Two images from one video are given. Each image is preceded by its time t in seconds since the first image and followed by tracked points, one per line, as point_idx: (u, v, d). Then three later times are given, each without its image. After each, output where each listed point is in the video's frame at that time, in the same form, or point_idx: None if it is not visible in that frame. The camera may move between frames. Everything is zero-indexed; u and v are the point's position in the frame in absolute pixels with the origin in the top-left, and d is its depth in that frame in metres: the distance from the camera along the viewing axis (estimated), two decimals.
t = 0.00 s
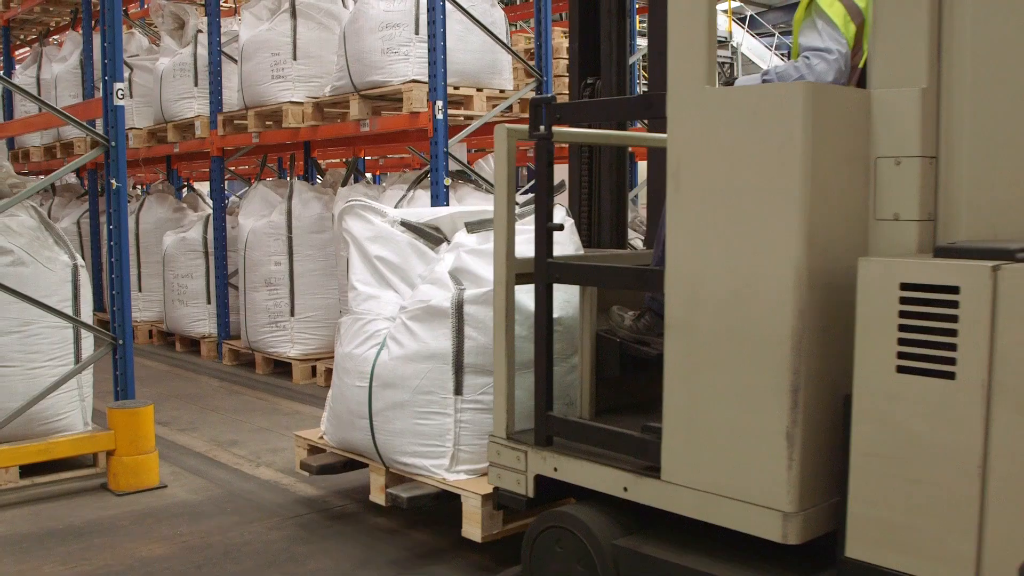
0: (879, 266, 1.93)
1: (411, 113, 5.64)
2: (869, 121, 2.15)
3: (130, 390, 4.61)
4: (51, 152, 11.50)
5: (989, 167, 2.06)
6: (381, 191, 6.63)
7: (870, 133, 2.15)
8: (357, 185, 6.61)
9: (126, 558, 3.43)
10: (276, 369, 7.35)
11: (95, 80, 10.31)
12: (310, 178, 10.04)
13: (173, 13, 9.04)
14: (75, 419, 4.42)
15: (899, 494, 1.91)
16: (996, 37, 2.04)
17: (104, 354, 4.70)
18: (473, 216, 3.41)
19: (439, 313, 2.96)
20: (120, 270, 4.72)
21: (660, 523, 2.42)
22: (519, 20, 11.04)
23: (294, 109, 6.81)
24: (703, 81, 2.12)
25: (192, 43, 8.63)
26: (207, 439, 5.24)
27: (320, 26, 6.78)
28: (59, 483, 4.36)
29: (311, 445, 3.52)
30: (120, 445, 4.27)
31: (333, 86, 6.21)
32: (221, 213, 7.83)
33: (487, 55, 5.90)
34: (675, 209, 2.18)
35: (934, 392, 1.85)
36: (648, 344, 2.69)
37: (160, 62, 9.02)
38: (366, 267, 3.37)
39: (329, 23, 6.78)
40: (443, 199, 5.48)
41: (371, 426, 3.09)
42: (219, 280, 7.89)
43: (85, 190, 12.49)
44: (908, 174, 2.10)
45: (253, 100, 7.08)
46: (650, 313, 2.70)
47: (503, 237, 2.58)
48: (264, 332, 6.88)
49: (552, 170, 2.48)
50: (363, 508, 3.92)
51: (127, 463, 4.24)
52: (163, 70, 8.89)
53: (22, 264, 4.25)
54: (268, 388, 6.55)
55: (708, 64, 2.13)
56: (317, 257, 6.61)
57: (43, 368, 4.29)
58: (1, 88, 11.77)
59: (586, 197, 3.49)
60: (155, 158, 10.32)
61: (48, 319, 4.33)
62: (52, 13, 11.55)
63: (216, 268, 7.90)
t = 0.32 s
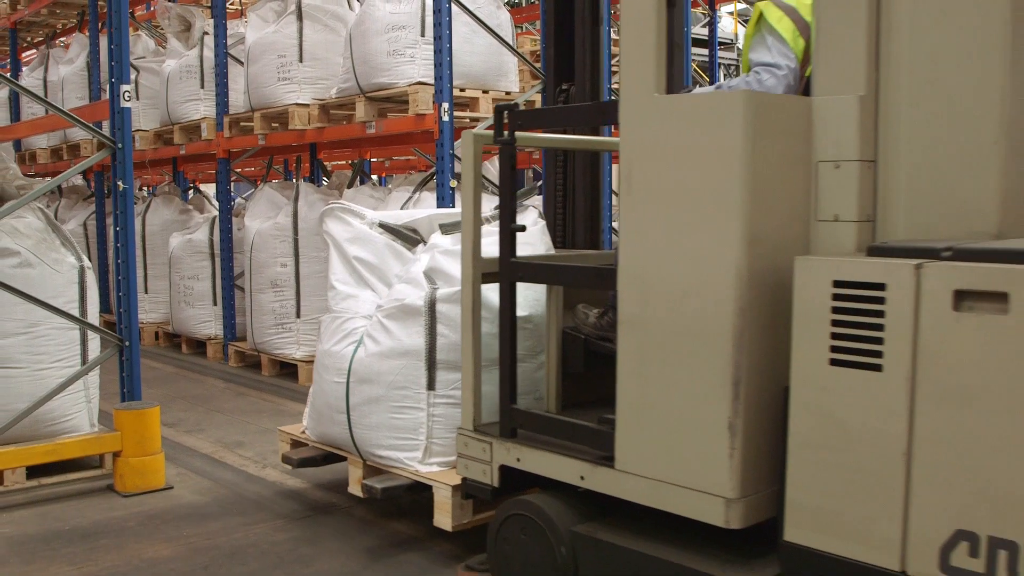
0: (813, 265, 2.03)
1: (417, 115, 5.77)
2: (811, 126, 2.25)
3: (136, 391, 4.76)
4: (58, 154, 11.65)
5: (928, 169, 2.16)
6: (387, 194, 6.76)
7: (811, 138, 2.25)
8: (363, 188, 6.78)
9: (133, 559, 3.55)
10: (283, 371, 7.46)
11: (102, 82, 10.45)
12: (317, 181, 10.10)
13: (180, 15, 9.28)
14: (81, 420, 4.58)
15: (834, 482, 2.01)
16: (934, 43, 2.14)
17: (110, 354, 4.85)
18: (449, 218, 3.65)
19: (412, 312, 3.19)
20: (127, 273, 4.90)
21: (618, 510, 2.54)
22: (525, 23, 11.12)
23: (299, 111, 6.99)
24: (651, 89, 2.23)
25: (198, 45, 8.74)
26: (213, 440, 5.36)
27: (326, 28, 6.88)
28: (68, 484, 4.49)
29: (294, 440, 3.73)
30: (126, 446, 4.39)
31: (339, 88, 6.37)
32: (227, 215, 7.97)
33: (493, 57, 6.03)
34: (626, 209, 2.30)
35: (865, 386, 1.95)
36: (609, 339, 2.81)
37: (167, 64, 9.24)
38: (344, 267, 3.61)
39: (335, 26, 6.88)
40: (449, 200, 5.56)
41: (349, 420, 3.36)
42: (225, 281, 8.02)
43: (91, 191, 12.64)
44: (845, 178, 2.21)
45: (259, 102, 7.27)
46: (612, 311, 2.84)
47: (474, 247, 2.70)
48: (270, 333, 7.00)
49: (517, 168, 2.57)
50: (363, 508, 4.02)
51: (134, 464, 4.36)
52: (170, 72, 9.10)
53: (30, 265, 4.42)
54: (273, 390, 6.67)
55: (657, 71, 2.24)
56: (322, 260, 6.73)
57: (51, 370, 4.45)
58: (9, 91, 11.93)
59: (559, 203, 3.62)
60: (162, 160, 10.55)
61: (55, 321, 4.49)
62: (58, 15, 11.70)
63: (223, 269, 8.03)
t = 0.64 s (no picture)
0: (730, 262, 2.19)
1: (424, 116, 5.96)
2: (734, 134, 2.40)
3: (141, 391, 4.97)
4: (64, 155, 11.84)
5: (848, 173, 2.33)
6: (394, 195, 6.94)
7: (735, 143, 2.39)
8: (370, 188, 6.96)
9: (138, 560, 3.71)
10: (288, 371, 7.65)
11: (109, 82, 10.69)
12: (323, 182, 10.27)
13: (186, 17, 9.64)
14: (87, 420, 4.82)
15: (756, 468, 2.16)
16: (853, 54, 2.30)
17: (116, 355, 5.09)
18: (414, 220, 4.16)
19: (378, 309, 3.55)
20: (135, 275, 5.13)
21: (563, 496, 2.75)
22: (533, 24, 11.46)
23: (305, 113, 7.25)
24: (585, 97, 2.40)
25: (205, 46, 9.13)
26: (219, 440, 5.53)
27: (332, 29, 7.08)
28: (72, 484, 4.70)
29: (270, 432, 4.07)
30: (133, 447, 4.59)
31: (346, 90, 6.61)
32: (233, 216, 8.11)
33: (498, 60, 6.10)
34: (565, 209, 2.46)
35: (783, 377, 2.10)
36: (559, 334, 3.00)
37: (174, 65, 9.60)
38: (316, 267, 4.06)
39: (342, 28, 7.09)
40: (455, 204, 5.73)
41: (318, 412, 3.71)
42: (231, 281, 8.24)
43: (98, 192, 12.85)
44: (764, 183, 2.36)
45: (267, 103, 7.48)
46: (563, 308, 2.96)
47: (428, 251, 2.90)
48: (275, 334, 7.17)
49: (469, 172, 2.75)
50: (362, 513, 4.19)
51: (140, 465, 4.55)
52: (177, 73, 9.47)
53: (36, 266, 4.66)
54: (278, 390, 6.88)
55: (591, 82, 2.41)
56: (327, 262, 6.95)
57: (57, 370, 4.68)
58: (17, 92, 12.14)
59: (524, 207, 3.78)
60: (169, 160, 10.90)
61: (62, 322, 4.72)
62: (66, 16, 11.91)
63: (229, 270, 8.24)
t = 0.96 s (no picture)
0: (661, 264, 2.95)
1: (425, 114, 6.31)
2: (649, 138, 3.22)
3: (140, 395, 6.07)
4: (66, 154, 12.13)
5: (755, 178, 3.15)
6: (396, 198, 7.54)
7: (653, 148, 3.22)
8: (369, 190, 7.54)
9: None
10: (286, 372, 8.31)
11: (110, 82, 10.93)
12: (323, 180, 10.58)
13: (188, 17, 10.46)
14: (88, 419, 6.11)
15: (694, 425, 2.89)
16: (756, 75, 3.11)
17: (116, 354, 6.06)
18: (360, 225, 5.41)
19: (335, 303, 4.84)
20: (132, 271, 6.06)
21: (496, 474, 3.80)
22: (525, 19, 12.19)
23: (307, 110, 8.51)
24: (512, 103, 3.35)
25: (207, 45, 9.80)
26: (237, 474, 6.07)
27: (334, 28, 8.32)
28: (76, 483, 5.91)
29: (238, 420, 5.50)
30: (136, 447, 5.76)
31: (349, 88, 7.92)
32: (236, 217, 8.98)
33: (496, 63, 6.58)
34: (494, 229, 3.40)
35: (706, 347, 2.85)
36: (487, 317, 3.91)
37: (176, 63, 10.36)
38: (280, 265, 5.44)
39: (342, 26, 8.31)
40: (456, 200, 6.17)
41: (281, 397, 5.04)
42: (234, 280, 9.11)
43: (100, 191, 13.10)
44: (679, 188, 3.19)
45: (268, 101, 8.81)
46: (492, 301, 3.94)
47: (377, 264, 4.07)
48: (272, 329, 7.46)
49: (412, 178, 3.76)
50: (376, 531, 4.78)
51: (140, 465, 5.74)
52: (179, 72, 10.19)
53: (38, 265, 5.89)
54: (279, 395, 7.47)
55: (516, 93, 3.37)
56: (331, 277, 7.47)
57: (58, 368, 5.94)
58: (19, 91, 12.37)
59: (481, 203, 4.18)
60: (170, 159, 11.51)
61: (62, 321, 5.99)
62: (67, 15, 12.11)
63: (232, 270, 9.09)
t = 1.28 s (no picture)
0: (736, 262, 2.70)
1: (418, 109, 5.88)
2: (563, 143, 3.43)
3: (142, 393, 5.41)
4: (67, 154, 11.46)
5: (660, 166, 3.36)
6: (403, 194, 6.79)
7: (567, 153, 3.42)
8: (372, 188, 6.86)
9: None
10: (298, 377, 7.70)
11: (110, 81, 10.29)
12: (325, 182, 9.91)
13: (190, 17, 9.76)
14: (89, 420, 5.46)
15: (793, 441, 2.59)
16: (663, 63, 3.32)
17: (120, 354, 5.45)
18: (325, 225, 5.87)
19: (289, 296, 4.94)
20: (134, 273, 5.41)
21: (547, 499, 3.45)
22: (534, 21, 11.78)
23: (308, 111, 7.86)
24: (440, 112, 3.62)
25: (207, 45, 9.17)
26: (247, 476, 5.43)
27: (335, 28, 7.66)
28: (76, 483, 5.25)
29: (204, 405, 5.59)
30: (136, 447, 5.13)
31: (349, 88, 7.33)
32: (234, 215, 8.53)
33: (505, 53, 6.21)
34: (429, 223, 3.62)
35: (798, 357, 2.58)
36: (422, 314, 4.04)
37: (177, 63, 9.70)
38: (243, 263, 5.62)
39: (343, 26, 7.65)
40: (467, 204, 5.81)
41: (240, 385, 5.08)
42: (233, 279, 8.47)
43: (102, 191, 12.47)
44: (597, 186, 3.35)
45: (268, 102, 8.21)
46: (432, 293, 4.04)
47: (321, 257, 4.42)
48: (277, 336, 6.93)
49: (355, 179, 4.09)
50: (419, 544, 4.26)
51: (142, 464, 5.11)
52: (179, 72, 9.56)
53: (39, 265, 5.27)
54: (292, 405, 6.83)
55: (444, 105, 3.64)
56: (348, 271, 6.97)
57: (58, 368, 5.30)
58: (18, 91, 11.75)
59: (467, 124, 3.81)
60: (171, 158, 10.85)
61: (63, 321, 5.35)
62: (68, 16, 11.48)
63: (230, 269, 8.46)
